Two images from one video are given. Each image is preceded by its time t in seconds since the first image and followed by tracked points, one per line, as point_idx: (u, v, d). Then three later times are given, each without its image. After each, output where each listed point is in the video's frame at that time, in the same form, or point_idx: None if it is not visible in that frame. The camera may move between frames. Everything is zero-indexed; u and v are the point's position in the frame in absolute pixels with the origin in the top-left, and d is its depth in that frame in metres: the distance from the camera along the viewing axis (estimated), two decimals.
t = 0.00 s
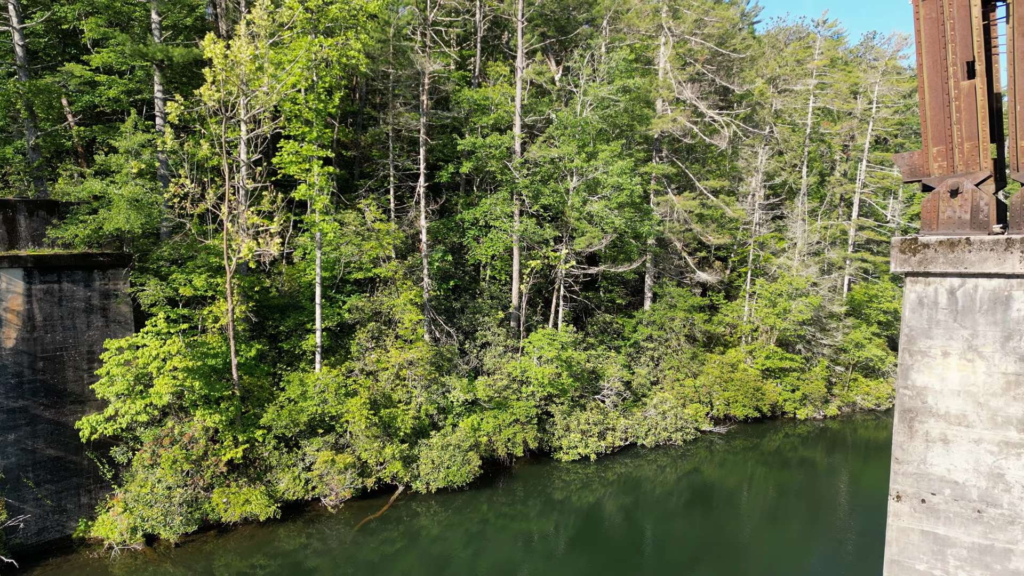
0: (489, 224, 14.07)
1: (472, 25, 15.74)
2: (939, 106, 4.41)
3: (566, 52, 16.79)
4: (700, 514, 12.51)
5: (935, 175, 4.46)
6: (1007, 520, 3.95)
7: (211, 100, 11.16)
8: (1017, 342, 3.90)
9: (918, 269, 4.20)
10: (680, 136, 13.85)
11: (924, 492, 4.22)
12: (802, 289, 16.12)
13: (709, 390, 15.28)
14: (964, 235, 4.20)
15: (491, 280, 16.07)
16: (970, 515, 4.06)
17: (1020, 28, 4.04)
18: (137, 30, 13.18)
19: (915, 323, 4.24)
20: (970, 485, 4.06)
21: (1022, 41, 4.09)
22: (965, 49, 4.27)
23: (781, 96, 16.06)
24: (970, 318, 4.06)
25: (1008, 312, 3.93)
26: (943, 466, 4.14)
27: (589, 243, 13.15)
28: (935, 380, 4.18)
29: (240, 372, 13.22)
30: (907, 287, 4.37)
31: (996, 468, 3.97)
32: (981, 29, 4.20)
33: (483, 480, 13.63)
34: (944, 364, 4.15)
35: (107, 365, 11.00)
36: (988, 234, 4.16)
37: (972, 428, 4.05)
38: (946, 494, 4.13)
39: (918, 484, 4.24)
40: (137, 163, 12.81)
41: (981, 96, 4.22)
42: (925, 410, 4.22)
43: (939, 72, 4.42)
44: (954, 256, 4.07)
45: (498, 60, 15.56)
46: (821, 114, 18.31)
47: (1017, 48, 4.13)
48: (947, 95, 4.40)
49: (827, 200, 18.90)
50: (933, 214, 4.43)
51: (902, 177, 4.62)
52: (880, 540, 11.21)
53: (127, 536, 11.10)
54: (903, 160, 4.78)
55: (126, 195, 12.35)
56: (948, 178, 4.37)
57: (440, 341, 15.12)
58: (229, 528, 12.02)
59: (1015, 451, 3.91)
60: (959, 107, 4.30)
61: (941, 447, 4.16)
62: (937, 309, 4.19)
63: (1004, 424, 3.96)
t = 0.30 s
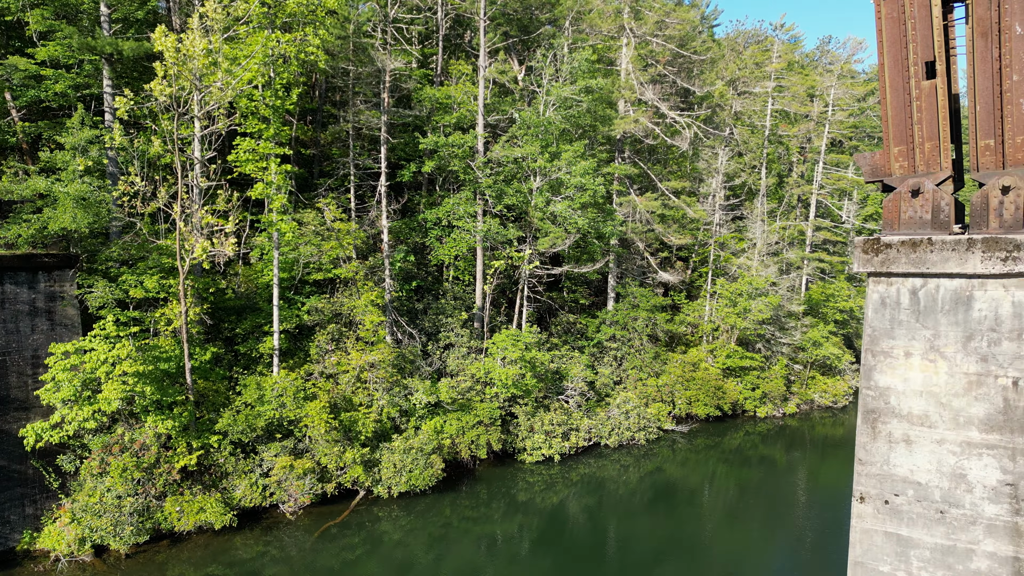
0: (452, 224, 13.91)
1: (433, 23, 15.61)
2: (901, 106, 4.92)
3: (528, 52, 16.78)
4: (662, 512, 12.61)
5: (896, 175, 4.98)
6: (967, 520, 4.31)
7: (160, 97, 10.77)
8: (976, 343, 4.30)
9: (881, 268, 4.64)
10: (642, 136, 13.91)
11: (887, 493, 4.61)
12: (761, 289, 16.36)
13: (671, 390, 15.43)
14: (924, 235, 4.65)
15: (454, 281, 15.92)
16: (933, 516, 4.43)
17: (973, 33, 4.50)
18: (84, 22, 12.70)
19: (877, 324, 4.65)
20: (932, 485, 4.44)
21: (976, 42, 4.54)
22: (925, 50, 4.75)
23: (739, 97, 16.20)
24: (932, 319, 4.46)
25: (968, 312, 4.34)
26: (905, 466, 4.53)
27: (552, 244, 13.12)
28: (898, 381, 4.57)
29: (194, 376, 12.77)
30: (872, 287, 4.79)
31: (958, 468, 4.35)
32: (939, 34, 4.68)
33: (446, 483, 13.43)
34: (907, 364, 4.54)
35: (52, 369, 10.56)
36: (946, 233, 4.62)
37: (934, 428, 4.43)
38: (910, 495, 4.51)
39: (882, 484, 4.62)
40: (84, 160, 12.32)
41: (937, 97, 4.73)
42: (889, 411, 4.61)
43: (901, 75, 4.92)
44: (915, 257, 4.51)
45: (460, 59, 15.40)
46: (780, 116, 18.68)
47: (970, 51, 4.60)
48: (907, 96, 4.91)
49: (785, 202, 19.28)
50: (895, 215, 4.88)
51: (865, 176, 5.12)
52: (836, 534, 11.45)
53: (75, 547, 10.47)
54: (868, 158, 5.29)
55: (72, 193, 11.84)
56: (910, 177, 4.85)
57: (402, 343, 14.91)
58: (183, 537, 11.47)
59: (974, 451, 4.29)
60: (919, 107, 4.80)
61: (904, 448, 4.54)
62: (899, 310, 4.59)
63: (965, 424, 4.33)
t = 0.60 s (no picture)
0: (415, 224, 13.70)
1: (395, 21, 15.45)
2: (863, 106, 4.76)
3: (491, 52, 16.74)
4: (626, 512, 12.62)
5: (858, 176, 4.81)
6: (932, 521, 4.08)
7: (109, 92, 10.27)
8: (939, 343, 4.10)
9: (845, 269, 4.44)
10: (606, 137, 13.97)
11: (853, 494, 4.36)
12: (723, 288, 16.60)
13: (634, 390, 15.49)
14: (887, 235, 4.49)
15: (417, 281, 15.74)
16: (897, 518, 4.20)
17: (935, 32, 4.36)
18: (29, 14, 12.25)
19: (842, 324, 4.46)
20: (897, 486, 4.21)
21: (938, 42, 4.39)
22: (888, 49, 4.59)
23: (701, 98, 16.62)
24: (896, 319, 4.27)
25: (931, 312, 4.15)
26: (870, 467, 4.30)
27: (517, 244, 13.04)
28: (862, 381, 4.35)
29: (146, 381, 12.13)
30: (835, 288, 4.59)
31: (922, 469, 4.12)
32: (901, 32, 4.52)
33: (409, 488, 13.11)
34: (871, 365, 4.33)
35: None
36: (909, 234, 4.47)
37: (898, 429, 4.22)
38: (874, 497, 4.28)
39: (846, 486, 4.38)
40: (27, 157, 11.72)
41: (900, 97, 4.59)
42: (853, 412, 4.39)
43: (863, 74, 4.76)
44: (880, 257, 4.32)
45: (422, 57, 15.25)
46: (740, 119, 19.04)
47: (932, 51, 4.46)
48: (870, 95, 4.75)
49: (745, 203, 19.64)
50: (858, 215, 4.71)
51: (829, 177, 4.97)
52: (794, 530, 11.64)
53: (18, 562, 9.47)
54: (830, 159, 5.13)
55: (15, 191, 11.29)
56: (873, 178, 4.69)
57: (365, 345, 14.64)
58: (135, 548, 10.71)
59: (939, 452, 4.07)
60: (882, 107, 4.64)
61: (868, 449, 4.32)
62: (864, 311, 4.40)
63: (929, 425, 4.11)
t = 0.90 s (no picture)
0: (378, 224, 13.48)
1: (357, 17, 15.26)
2: (829, 105, 4.59)
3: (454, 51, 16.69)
4: (590, 512, 12.60)
5: (824, 175, 4.64)
6: (898, 524, 4.02)
7: (57, 87, 9.77)
8: (905, 344, 4.04)
9: (812, 270, 4.33)
10: (570, 137, 14.01)
11: (819, 497, 4.27)
12: (686, 288, 16.79)
13: (599, 390, 15.53)
14: (853, 235, 4.36)
15: (380, 282, 15.53)
16: (864, 521, 4.12)
17: (899, 31, 4.22)
18: None
19: (809, 325, 4.34)
20: (863, 489, 4.13)
21: (902, 41, 4.25)
22: (853, 48, 4.43)
23: (664, 99, 16.87)
24: (862, 320, 4.18)
25: (897, 313, 4.07)
26: (837, 470, 4.22)
27: (481, 244, 12.92)
28: (829, 383, 4.26)
29: (95, 386, 11.41)
30: (802, 289, 4.48)
31: (889, 471, 4.06)
32: (866, 30, 4.38)
33: (371, 492, 12.79)
34: (837, 367, 4.24)
35: None
36: (874, 235, 4.36)
37: (864, 431, 4.14)
38: (841, 499, 4.20)
39: (813, 489, 4.29)
40: None
41: (864, 96, 4.44)
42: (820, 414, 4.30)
43: (828, 72, 4.59)
44: (846, 257, 4.20)
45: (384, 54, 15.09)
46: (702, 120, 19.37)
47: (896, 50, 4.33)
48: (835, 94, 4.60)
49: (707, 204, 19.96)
50: (824, 215, 4.56)
51: (795, 176, 4.79)
52: (756, 526, 11.78)
53: None
54: (796, 158, 4.96)
55: None
56: (838, 178, 4.55)
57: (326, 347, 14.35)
58: (84, 559, 10.18)
59: (905, 453, 4.01)
60: (847, 107, 4.47)
61: (835, 451, 4.23)
62: (830, 312, 4.30)
63: (895, 426, 4.05)
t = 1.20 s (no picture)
0: (343, 224, 13.25)
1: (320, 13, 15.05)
2: (798, 105, 4.49)
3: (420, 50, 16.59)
4: (559, 513, 12.57)
5: (795, 176, 4.55)
6: (870, 529, 4.01)
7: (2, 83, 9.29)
8: (877, 347, 4.01)
9: (782, 272, 4.24)
10: (538, 137, 14.01)
11: (791, 503, 4.23)
12: (653, 289, 16.95)
13: (568, 391, 15.55)
14: (824, 237, 4.31)
15: (345, 284, 15.28)
16: (836, 526, 4.10)
17: (869, 30, 4.17)
18: None
19: (781, 327, 4.25)
20: (835, 494, 4.12)
21: (872, 41, 4.23)
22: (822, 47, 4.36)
23: (630, 100, 17.05)
24: (833, 322, 4.13)
25: (868, 316, 4.04)
26: (809, 475, 4.18)
27: (449, 244, 12.74)
28: (801, 387, 4.21)
29: (46, 393, 10.77)
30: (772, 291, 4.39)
31: (860, 476, 4.05)
32: (835, 30, 4.31)
33: (336, 498, 12.38)
34: (809, 370, 4.18)
35: None
36: (844, 236, 4.32)
37: (836, 435, 4.12)
38: (813, 505, 4.17)
39: (784, 495, 4.24)
40: None
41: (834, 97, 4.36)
42: (791, 418, 4.24)
43: (798, 72, 4.49)
44: (817, 260, 4.14)
45: (348, 51, 14.90)
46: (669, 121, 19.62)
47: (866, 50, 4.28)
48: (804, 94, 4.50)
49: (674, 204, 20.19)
50: (794, 216, 4.49)
51: (765, 177, 4.68)
52: (723, 524, 11.91)
53: None
54: (765, 159, 4.84)
55: None
56: (808, 178, 4.48)
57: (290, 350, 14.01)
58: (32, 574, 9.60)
59: (876, 457, 4.00)
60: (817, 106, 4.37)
61: (806, 456, 4.19)
62: (801, 314, 4.22)
63: (867, 430, 4.04)
